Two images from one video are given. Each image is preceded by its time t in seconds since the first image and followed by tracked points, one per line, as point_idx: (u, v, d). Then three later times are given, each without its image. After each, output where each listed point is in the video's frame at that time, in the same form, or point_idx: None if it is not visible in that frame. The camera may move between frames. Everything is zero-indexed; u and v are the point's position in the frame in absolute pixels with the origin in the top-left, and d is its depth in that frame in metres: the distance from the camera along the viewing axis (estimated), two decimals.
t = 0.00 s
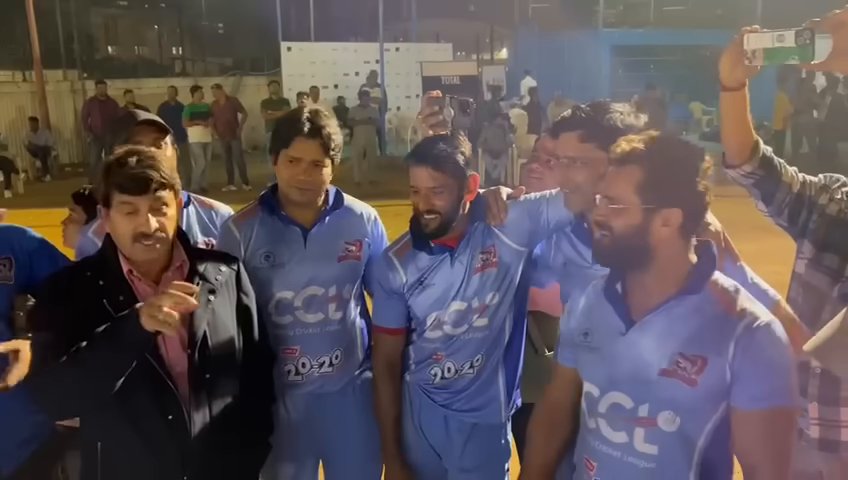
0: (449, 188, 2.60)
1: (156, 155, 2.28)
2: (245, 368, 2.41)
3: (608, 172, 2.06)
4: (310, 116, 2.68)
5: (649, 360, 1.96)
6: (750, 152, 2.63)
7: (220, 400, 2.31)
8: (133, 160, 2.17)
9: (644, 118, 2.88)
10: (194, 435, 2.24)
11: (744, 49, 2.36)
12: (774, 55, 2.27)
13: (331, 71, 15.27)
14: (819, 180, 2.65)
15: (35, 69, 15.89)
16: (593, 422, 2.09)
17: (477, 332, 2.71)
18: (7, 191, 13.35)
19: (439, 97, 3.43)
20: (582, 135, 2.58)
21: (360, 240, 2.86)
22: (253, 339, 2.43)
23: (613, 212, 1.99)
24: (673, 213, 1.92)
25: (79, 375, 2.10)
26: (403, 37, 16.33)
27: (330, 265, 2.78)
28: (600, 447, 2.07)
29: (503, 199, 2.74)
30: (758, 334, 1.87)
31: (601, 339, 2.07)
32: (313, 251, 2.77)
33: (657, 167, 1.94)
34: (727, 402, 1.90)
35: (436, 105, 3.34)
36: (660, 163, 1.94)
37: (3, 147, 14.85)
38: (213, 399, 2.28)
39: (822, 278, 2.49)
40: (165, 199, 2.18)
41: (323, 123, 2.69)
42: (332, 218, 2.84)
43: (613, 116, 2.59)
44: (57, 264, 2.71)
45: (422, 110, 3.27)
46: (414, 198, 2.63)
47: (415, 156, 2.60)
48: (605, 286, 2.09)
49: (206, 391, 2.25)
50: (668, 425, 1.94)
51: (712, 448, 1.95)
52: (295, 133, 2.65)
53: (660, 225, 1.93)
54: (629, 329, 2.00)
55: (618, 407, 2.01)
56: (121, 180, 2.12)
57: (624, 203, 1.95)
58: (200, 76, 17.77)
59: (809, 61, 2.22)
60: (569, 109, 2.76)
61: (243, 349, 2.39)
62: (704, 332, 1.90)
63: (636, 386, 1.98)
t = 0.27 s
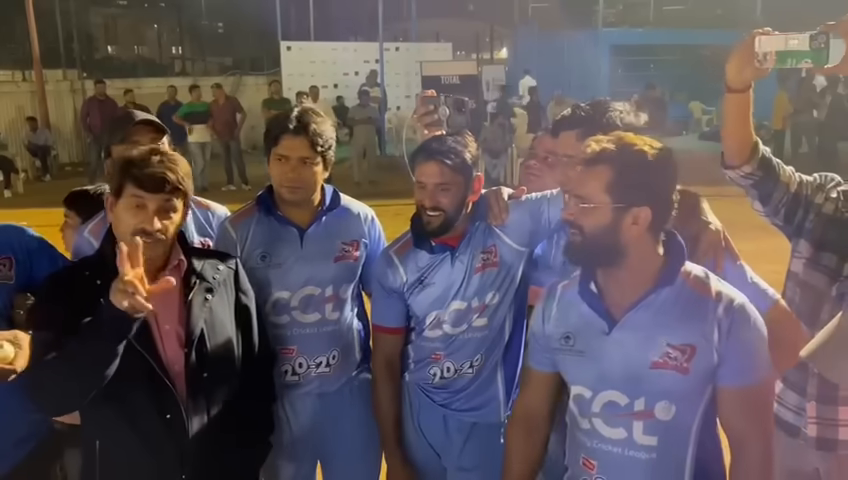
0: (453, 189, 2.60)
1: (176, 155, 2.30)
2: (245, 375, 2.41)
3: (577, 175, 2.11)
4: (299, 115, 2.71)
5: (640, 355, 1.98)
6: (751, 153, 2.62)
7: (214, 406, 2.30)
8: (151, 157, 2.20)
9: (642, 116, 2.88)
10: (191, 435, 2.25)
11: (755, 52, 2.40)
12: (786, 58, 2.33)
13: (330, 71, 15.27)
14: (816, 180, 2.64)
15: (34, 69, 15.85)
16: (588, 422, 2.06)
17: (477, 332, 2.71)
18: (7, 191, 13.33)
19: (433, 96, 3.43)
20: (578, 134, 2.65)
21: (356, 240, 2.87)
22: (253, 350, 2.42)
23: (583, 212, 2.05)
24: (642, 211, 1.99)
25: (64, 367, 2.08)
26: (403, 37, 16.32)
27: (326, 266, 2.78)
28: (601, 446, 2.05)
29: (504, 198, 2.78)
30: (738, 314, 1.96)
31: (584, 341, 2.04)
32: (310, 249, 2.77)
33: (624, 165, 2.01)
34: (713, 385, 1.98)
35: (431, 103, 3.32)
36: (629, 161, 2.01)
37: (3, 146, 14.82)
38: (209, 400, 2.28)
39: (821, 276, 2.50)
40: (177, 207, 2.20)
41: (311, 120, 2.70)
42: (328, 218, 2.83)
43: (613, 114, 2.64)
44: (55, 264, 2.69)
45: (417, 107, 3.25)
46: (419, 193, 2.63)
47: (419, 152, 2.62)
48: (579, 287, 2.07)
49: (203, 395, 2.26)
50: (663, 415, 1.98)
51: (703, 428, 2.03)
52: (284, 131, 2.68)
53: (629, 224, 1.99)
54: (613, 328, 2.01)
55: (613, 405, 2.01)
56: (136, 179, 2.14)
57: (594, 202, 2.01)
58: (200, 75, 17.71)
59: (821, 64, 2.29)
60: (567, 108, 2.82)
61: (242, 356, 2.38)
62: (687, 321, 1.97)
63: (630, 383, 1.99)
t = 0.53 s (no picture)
0: (453, 188, 2.61)
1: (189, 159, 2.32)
2: (245, 375, 2.43)
3: (574, 180, 2.09)
4: (299, 114, 2.72)
5: (642, 355, 1.99)
6: (754, 154, 2.64)
7: (214, 404, 2.30)
8: (162, 159, 2.21)
9: (643, 116, 2.87)
10: (191, 434, 2.24)
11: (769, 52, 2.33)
12: (801, 58, 2.21)
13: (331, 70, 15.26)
14: (815, 180, 2.67)
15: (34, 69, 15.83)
16: (592, 423, 2.09)
17: (477, 331, 2.71)
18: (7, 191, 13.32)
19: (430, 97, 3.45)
20: (580, 134, 2.64)
21: (356, 240, 2.87)
22: (253, 349, 2.44)
23: (582, 216, 2.03)
24: (640, 215, 1.96)
25: (57, 351, 2.06)
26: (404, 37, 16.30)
27: (325, 266, 2.78)
28: (605, 448, 2.07)
29: (504, 197, 2.78)
30: (741, 312, 1.95)
31: (589, 342, 2.06)
32: (311, 249, 2.77)
33: (619, 168, 1.97)
34: (719, 387, 1.98)
35: (428, 104, 3.33)
36: (623, 166, 1.97)
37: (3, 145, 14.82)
38: (209, 398, 2.28)
39: (820, 276, 2.51)
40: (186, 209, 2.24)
41: (312, 119, 2.72)
42: (328, 218, 2.84)
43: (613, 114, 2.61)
44: (53, 263, 2.69)
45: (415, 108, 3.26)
46: (419, 191, 2.64)
47: (419, 152, 2.62)
48: (581, 290, 2.08)
49: (204, 393, 2.26)
50: (667, 416, 1.99)
51: (710, 427, 2.03)
52: (285, 130, 2.68)
53: (626, 226, 1.96)
54: (615, 329, 2.02)
55: (617, 406, 2.03)
56: (147, 179, 2.17)
57: (592, 207, 1.99)
58: (200, 75, 17.71)
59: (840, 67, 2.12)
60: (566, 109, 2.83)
61: (243, 357, 2.41)
62: (688, 321, 1.96)
63: (633, 383, 2.00)
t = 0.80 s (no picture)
0: (448, 186, 2.61)
1: (193, 159, 2.32)
2: (245, 373, 2.43)
3: (608, 179, 2.10)
4: (300, 113, 2.72)
5: (660, 363, 1.99)
6: (756, 156, 2.73)
7: (214, 403, 2.31)
8: (166, 159, 2.21)
9: (644, 116, 2.84)
10: (191, 433, 2.24)
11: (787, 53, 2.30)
12: (817, 62, 2.18)
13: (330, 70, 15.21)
14: (816, 177, 2.74)
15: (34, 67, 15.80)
16: (608, 426, 2.12)
17: (476, 330, 2.71)
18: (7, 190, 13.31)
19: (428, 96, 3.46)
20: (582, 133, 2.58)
21: (356, 239, 2.87)
22: (253, 346, 2.44)
23: (612, 217, 2.02)
24: (674, 218, 1.95)
25: (54, 346, 2.04)
26: (404, 36, 16.27)
27: (325, 265, 2.77)
28: (618, 452, 2.10)
29: (503, 196, 2.76)
30: (769, 336, 1.92)
31: (611, 343, 2.09)
32: (310, 248, 2.77)
33: (656, 170, 1.98)
34: (739, 403, 1.97)
35: (427, 103, 3.33)
36: (660, 168, 1.98)
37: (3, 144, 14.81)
38: (210, 397, 2.29)
39: (822, 276, 2.51)
40: (188, 211, 2.26)
41: (313, 118, 2.73)
42: (327, 217, 2.84)
43: (615, 115, 2.59)
44: (50, 260, 2.69)
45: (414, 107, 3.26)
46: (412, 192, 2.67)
47: (418, 151, 2.62)
48: (612, 287, 2.12)
49: (204, 391, 2.26)
50: (681, 427, 1.98)
51: (728, 446, 2.01)
52: (287, 129, 2.67)
53: (659, 230, 1.96)
54: (638, 332, 2.03)
55: (631, 411, 2.05)
56: (153, 178, 2.18)
57: (624, 209, 1.98)
58: (200, 74, 17.69)
59: None
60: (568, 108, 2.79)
61: (244, 355, 2.42)
62: (713, 336, 1.95)
63: (648, 389, 2.02)
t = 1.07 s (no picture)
0: (440, 186, 2.58)
1: (190, 152, 2.32)
2: (245, 370, 2.42)
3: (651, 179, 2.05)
4: (300, 111, 2.71)
5: (682, 373, 1.91)
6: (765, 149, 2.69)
7: (213, 403, 2.29)
8: (163, 150, 2.22)
9: (642, 116, 2.81)
10: (190, 431, 2.23)
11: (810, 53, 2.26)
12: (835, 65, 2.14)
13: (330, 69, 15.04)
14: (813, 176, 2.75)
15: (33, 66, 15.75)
16: (628, 431, 2.06)
17: (474, 328, 2.70)
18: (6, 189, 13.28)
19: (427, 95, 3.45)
20: (582, 132, 2.53)
21: (356, 238, 2.86)
22: (252, 343, 2.44)
23: (654, 219, 1.98)
24: (719, 222, 1.88)
25: (51, 347, 2.01)
26: (404, 34, 16.27)
27: (326, 263, 2.77)
28: (634, 459, 2.04)
29: (502, 195, 2.78)
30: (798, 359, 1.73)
31: (639, 345, 2.04)
32: (310, 247, 2.76)
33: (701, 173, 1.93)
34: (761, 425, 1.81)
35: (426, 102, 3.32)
36: (709, 176, 1.92)
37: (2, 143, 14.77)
38: (208, 397, 2.27)
39: (823, 274, 2.52)
40: (186, 199, 2.23)
41: (313, 116, 2.72)
42: (327, 215, 2.83)
43: (613, 115, 2.56)
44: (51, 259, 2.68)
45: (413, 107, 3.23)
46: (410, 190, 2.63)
47: (415, 150, 2.60)
48: (650, 292, 2.08)
49: (203, 389, 2.25)
50: (695, 441, 1.88)
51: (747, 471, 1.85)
52: (288, 126, 2.67)
53: (703, 233, 1.89)
54: (666, 337, 1.97)
55: (649, 418, 1.98)
56: (152, 170, 2.17)
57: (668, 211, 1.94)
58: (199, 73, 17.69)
59: None
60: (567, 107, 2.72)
61: (244, 353, 2.41)
62: (738, 350, 1.83)
63: (668, 398, 1.94)
